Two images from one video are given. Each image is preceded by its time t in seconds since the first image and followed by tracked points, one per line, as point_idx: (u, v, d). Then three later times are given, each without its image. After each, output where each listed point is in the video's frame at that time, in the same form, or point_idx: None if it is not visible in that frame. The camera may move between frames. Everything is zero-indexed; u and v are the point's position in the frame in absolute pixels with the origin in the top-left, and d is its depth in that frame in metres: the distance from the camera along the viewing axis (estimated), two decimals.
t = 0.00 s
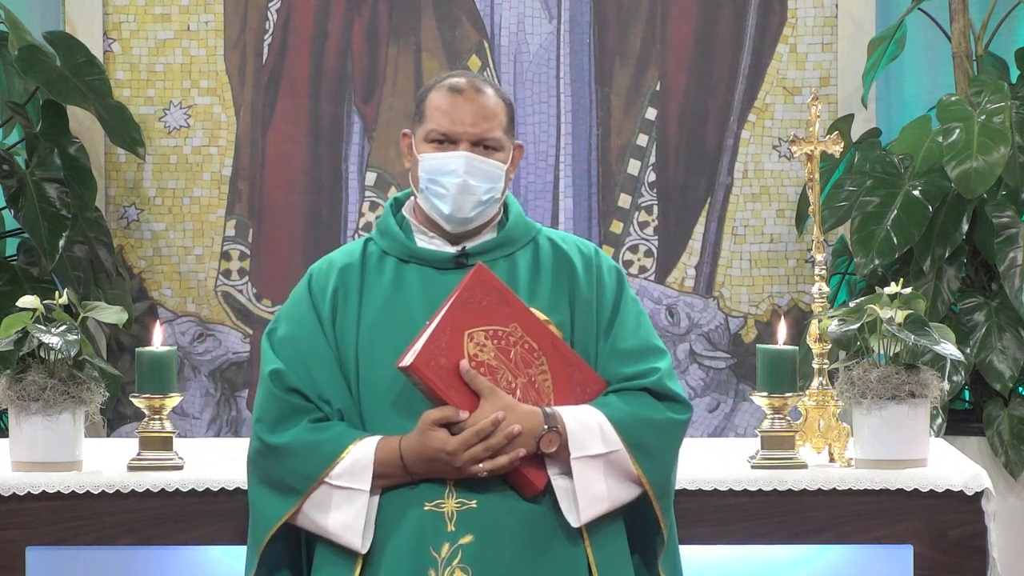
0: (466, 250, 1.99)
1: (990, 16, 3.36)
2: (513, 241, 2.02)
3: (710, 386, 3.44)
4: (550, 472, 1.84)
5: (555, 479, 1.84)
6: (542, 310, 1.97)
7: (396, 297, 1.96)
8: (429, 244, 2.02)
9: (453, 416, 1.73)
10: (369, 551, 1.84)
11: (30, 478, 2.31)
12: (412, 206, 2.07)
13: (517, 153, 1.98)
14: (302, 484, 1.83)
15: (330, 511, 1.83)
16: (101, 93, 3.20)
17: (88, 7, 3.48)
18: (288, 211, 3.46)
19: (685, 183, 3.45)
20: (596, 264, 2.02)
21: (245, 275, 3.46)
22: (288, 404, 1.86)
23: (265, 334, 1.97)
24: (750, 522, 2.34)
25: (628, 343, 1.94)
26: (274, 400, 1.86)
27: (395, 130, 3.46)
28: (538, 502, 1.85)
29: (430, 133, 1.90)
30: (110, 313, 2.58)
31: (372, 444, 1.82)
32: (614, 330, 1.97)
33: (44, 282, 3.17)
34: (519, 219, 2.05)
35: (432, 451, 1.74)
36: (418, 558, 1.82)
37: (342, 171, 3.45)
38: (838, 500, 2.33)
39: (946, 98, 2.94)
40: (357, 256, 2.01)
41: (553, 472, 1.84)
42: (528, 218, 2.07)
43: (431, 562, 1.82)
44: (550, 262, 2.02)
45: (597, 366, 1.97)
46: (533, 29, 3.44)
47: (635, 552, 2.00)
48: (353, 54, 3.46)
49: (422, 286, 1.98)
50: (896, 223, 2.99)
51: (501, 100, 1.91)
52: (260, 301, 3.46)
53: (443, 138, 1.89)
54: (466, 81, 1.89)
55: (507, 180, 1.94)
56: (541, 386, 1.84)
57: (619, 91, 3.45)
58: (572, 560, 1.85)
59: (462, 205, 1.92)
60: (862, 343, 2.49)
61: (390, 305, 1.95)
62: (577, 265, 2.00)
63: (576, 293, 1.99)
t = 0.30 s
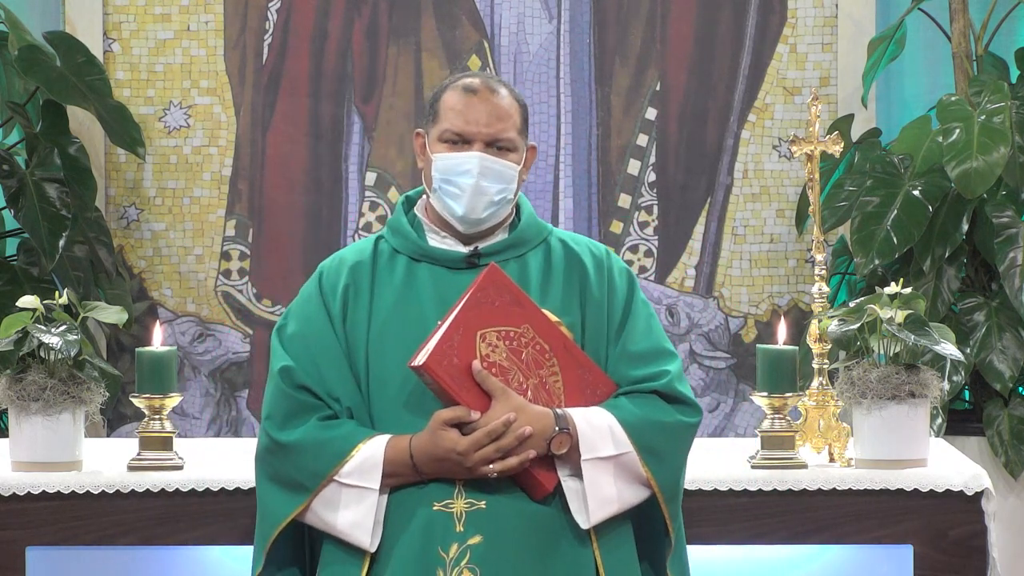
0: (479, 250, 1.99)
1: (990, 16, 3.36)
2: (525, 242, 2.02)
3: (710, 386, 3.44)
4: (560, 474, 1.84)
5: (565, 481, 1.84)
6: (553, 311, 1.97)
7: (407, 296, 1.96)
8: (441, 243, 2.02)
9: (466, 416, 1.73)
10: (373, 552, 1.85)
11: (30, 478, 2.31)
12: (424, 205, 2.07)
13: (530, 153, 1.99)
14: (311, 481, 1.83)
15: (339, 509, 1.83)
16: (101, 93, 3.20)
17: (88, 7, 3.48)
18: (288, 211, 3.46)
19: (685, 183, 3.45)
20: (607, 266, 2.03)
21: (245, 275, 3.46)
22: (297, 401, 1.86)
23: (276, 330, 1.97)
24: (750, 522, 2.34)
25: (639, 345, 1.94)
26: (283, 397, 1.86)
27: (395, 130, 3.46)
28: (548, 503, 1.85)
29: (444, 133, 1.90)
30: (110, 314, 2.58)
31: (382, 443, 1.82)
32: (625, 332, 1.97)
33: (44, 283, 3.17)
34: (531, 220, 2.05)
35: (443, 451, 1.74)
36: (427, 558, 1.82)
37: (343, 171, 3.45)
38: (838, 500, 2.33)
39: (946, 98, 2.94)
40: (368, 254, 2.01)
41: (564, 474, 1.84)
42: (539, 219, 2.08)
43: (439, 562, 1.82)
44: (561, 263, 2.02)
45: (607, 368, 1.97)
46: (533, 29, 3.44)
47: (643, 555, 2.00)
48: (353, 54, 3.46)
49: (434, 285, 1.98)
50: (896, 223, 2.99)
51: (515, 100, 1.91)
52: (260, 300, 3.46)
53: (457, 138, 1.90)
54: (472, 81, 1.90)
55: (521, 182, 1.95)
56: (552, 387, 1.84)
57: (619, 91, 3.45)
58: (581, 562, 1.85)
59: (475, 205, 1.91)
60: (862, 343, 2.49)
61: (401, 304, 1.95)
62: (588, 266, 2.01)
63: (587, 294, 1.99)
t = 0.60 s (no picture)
0: (483, 250, 1.99)
1: (990, 16, 3.36)
2: (530, 242, 2.02)
3: (710, 386, 3.44)
4: (560, 477, 1.84)
5: (566, 485, 1.84)
6: (557, 312, 1.97)
7: (409, 297, 1.96)
8: (445, 242, 2.02)
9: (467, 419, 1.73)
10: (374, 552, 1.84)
11: (30, 478, 2.31)
12: (430, 203, 2.07)
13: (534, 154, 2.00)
14: (312, 481, 1.83)
15: (339, 509, 1.83)
16: (101, 93, 3.20)
17: (88, 7, 3.48)
18: (288, 211, 3.46)
19: (685, 183, 3.45)
20: (611, 267, 2.03)
21: (245, 275, 3.46)
22: (299, 399, 1.86)
23: (279, 326, 1.98)
24: (750, 522, 2.34)
25: (642, 348, 1.94)
26: (285, 395, 1.86)
27: (395, 130, 3.46)
28: (548, 507, 1.85)
29: (450, 126, 1.91)
30: (110, 313, 2.57)
31: (384, 443, 1.81)
32: (628, 335, 1.96)
33: (44, 282, 3.17)
34: (536, 220, 2.05)
35: (444, 454, 1.74)
36: (426, 560, 1.82)
37: (343, 171, 3.45)
38: (839, 500, 2.33)
39: (946, 98, 2.95)
40: (372, 251, 2.01)
41: (564, 478, 1.84)
42: (545, 219, 2.07)
43: (438, 563, 1.82)
44: (565, 264, 2.02)
45: (610, 371, 1.97)
46: (533, 29, 3.44)
47: (644, 556, 2.00)
48: (353, 54, 3.46)
49: (437, 285, 1.97)
50: (896, 223, 2.99)
51: (520, 97, 1.92)
52: (260, 301, 3.46)
53: (462, 132, 1.90)
54: (474, 79, 1.90)
55: (524, 179, 1.94)
56: (554, 391, 1.84)
57: (619, 91, 3.45)
58: (580, 566, 1.85)
59: (479, 199, 1.90)
60: (862, 343, 2.49)
61: (404, 304, 1.95)
62: (592, 267, 2.01)
63: (590, 296, 1.99)
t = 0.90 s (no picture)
0: (482, 252, 1.99)
1: (990, 16, 3.36)
2: (529, 244, 2.02)
3: (710, 386, 3.44)
4: (555, 480, 1.84)
5: (561, 487, 1.84)
6: (554, 315, 1.97)
7: (408, 297, 1.96)
8: (444, 242, 2.02)
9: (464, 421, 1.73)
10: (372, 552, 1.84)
11: (30, 478, 2.31)
12: (429, 203, 2.07)
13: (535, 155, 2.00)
14: (308, 480, 1.83)
15: (335, 509, 1.83)
16: (101, 93, 3.20)
17: (88, 7, 3.48)
18: (288, 211, 3.46)
19: (685, 183, 3.45)
20: (609, 270, 2.03)
21: (245, 275, 3.46)
22: (296, 399, 1.87)
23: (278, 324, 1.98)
24: (750, 522, 2.34)
25: (638, 352, 1.94)
26: (282, 394, 1.87)
27: (395, 129, 3.46)
28: (543, 510, 1.85)
29: (451, 125, 1.91)
30: (110, 313, 2.58)
31: (380, 443, 1.81)
32: (625, 339, 1.97)
33: (44, 283, 3.17)
34: (535, 222, 2.05)
35: (440, 455, 1.74)
36: (420, 561, 1.82)
37: (343, 171, 3.45)
38: (838, 500, 2.33)
39: (946, 98, 2.95)
40: (371, 250, 2.01)
41: (559, 481, 1.84)
42: (544, 221, 2.08)
43: (432, 565, 1.82)
44: (563, 266, 2.02)
45: (606, 374, 1.97)
46: (533, 29, 3.44)
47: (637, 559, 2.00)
48: (353, 54, 3.46)
49: (435, 286, 1.97)
50: (896, 223, 2.99)
51: (521, 98, 1.92)
52: (260, 300, 3.46)
53: (463, 130, 1.90)
54: (474, 78, 1.90)
55: (524, 180, 1.94)
56: (550, 394, 1.84)
57: (619, 91, 3.45)
58: (573, 568, 1.86)
59: (478, 198, 1.90)
60: (863, 343, 2.49)
61: (402, 304, 1.95)
62: (590, 270, 2.01)
63: (588, 298, 1.99)
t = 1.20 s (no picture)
0: (476, 253, 1.99)
1: (990, 16, 3.36)
2: (523, 245, 2.02)
3: (710, 386, 3.44)
4: (548, 481, 1.84)
5: (554, 488, 1.84)
6: (548, 316, 1.97)
7: (402, 297, 1.96)
8: (439, 243, 2.03)
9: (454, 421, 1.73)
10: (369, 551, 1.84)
11: (30, 478, 2.31)
12: (423, 203, 2.07)
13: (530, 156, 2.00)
14: (301, 480, 1.83)
15: (328, 508, 1.83)
16: (101, 93, 3.20)
17: (88, 7, 3.48)
18: (288, 210, 3.46)
19: (685, 183, 3.45)
20: (602, 271, 2.03)
21: (245, 275, 3.46)
22: (290, 398, 1.86)
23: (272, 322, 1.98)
24: (750, 522, 2.34)
25: (631, 353, 1.94)
26: (275, 394, 1.86)
27: (395, 129, 3.46)
28: (535, 512, 1.85)
29: (445, 126, 1.91)
30: (110, 313, 2.58)
31: (373, 444, 1.81)
32: (618, 340, 1.96)
33: (44, 283, 3.17)
34: (529, 223, 2.05)
35: (432, 455, 1.74)
36: (412, 561, 1.82)
37: (343, 171, 3.45)
38: (838, 500, 2.33)
39: (946, 98, 2.95)
40: (365, 250, 2.01)
41: (552, 482, 1.84)
42: (538, 222, 2.07)
43: (425, 565, 1.82)
44: (557, 267, 2.02)
45: (599, 375, 1.97)
46: (533, 29, 3.44)
47: (628, 561, 2.00)
48: (353, 54, 3.46)
49: (430, 287, 1.97)
50: (896, 223, 2.99)
51: (514, 99, 1.93)
52: (260, 300, 3.46)
53: (457, 131, 1.91)
54: (468, 80, 1.91)
55: (518, 181, 1.94)
56: (543, 395, 1.84)
57: (619, 91, 3.45)
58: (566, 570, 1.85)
59: (471, 200, 1.90)
60: (863, 343, 2.49)
61: (396, 304, 1.95)
62: (583, 271, 2.01)
63: (581, 299, 1.99)
